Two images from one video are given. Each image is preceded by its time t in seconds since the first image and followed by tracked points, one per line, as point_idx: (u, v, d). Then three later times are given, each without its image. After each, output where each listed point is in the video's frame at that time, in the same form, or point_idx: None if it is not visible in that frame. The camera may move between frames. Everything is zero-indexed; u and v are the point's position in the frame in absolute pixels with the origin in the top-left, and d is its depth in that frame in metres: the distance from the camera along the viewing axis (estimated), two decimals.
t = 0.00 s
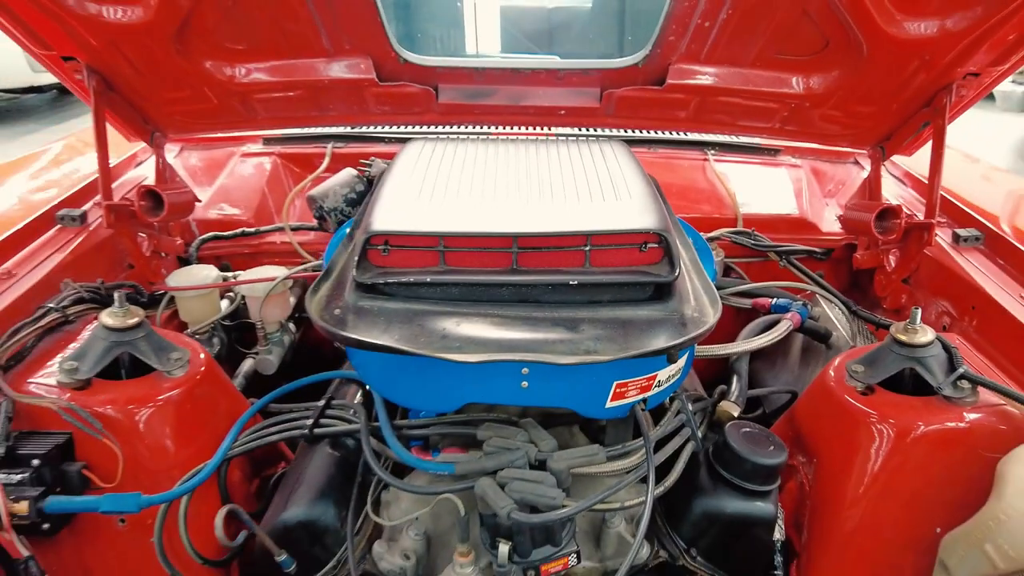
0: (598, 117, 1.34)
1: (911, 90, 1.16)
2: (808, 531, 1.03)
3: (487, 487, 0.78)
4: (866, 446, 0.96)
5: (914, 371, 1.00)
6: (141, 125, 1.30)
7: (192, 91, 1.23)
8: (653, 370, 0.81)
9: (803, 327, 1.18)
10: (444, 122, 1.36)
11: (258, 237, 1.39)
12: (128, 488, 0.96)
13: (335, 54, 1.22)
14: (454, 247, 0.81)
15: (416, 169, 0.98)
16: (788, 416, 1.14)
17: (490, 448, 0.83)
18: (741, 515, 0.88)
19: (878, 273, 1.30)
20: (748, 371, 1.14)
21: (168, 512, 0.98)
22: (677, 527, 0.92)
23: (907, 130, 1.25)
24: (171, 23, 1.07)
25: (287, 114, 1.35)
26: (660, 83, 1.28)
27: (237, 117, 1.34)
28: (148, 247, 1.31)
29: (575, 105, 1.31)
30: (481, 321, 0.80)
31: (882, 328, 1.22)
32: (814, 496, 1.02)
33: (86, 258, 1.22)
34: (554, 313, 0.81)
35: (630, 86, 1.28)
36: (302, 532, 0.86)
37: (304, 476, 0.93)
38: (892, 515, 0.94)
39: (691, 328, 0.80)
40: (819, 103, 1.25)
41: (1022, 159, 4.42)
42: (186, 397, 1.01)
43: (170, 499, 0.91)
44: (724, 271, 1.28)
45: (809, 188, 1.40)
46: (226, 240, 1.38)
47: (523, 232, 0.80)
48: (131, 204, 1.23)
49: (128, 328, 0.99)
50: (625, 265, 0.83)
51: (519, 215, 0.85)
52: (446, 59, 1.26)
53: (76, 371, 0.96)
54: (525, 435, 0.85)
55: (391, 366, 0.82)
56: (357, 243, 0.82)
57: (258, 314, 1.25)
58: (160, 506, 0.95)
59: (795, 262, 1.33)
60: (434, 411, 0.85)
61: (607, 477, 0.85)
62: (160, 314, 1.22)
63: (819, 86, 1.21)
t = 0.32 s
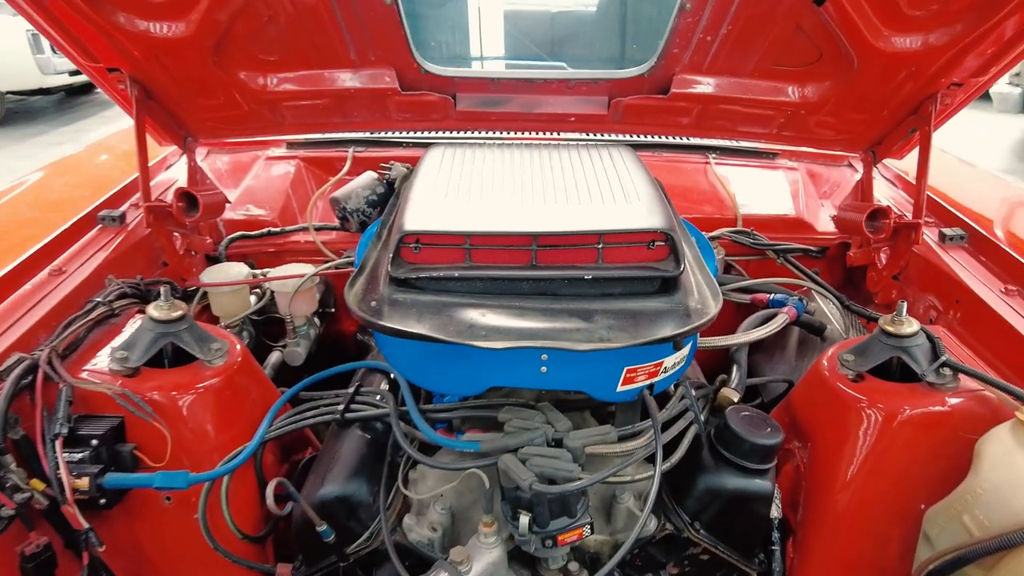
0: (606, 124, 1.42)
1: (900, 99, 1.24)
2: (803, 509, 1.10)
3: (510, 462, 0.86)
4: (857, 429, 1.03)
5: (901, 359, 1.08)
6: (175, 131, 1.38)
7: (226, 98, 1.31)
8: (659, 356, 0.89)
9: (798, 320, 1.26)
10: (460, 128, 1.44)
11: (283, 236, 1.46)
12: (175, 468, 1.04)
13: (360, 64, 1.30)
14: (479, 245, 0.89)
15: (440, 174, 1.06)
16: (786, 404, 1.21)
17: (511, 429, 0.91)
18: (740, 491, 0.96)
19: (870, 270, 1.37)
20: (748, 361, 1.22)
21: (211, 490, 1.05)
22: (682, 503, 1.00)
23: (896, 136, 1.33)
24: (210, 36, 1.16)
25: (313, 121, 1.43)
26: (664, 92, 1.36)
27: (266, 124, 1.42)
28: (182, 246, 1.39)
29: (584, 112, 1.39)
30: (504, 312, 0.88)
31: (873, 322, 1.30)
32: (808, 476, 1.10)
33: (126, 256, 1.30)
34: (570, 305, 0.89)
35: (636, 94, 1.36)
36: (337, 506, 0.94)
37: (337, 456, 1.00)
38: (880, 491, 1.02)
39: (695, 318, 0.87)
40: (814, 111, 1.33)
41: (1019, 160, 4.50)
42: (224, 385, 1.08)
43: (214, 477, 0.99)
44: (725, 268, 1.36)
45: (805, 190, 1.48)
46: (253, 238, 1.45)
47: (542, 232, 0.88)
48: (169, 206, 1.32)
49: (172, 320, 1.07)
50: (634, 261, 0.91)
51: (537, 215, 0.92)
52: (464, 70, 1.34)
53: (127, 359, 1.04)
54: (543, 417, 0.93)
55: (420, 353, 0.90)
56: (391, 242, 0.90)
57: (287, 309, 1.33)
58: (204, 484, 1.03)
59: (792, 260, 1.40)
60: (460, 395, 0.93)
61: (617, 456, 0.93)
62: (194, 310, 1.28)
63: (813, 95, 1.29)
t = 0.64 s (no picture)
0: (610, 128, 1.49)
1: (890, 105, 1.30)
2: (797, 495, 1.17)
3: (522, 446, 0.92)
4: (847, 417, 1.10)
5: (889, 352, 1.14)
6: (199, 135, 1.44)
7: (247, 104, 1.38)
8: (661, 348, 0.95)
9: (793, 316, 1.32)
10: (470, 132, 1.50)
11: (299, 236, 1.53)
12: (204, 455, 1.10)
13: (377, 72, 1.37)
14: (493, 244, 0.95)
15: (454, 176, 1.12)
16: (782, 395, 1.27)
17: (522, 415, 0.97)
18: (737, 474, 1.02)
19: (862, 268, 1.44)
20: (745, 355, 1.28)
21: (238, 475, 1.11)
22: (682, 486, 1.06)
23: (886, 140, 1.39)
24: (235, 46, 1.22)
25: (330, 125, 1.50)
26: (666, 98, 1.43)
27: (284, 128, 1.49)
28: (204, 245, 1.46)
29: (589, 118, 1.45)
30: (517, 306, 0.94)
31: (865, 317, 1.36)
32: (802, 463, 1.16)
33: (152, 255, 1.37)
34: (578, 300, 0.95)
35: (639, 101, 1.43)
36: (359, 488, 1.00)
37: (358, 443, 1.07)
38: (869, 476, 1.08)
39: (694, 312, 0.94)
40: (809, 116, 1.39)
41: (1015, 161, 4.56)
42: (250, 377, 1.14)
43: (242, 462, 1.05)
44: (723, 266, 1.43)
45: (801, 191, 1.54)
46: (271, 238, 1.52)
47: (552, 231, 0.95)
48: (194, 207, 1.38)
49: (201, 315, 1.12)
50: (638, 259, 0.97)
51: (547, 216, 0.99)
52: (475, 77, 1.40)
53: (159, 351, 1.10)
54: (552, 404, 1.00)
55: (437, 344, 0.96)
56: (411, 241, 0.97)
57: (306, 305, 1.39)
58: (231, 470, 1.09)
59: (788, 258, 1.47)
60: (474, 384, 0.99)
61: (621, 441, 1.00)
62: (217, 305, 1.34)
63: (807, 101, 1.36)
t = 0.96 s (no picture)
0: (614, 130, 1.55)
1: (881, 108, 1.37)
2: (792, 478, 1.23)
3: (533, 428, 0.99)
4: (839, 403, 1.16)
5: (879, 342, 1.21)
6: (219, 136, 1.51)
7: (267, 106, 1.45)
8: (662, 337, 1.01)
9: (789, 309, 1.38)
10: (480, 134, 1.57)
11: (315, 233, 1.59)
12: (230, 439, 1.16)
13: (392, 76, 1.43)
14: (505, 239, 1.01)
15: (467, 176, 1.19)
16: (778, 385, 1.33)
17: (533, 400, 1.04)
18: (735, 456, 1.08)
19: (855, 264, 1.50)
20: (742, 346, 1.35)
21: (262, 459, 1.16)
22: (683, 468, 1.12)
23: (878, 141, 1.46)
24: (258, 52, 1.29)
25: (345, 127, 1.56)
26: (667, 101, 1.49)
27: (301, 129, 1.55)
28: (225, 242, 1.52)
29: (594, 119, 1.52)
30: (528, 297, 1.00)
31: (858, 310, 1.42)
32: (797, 448, 1.22)
33: (176, 251, 1.43)
34: (585, 291, 1.01)
35: (641, 104, 1.49)
36: (379, 469, 1.06)
37: (377, 427, 1.13)
38: (860, 459, 1.14)
39: (694, 303, 1.00)
40: (804, 119, 1.45)
41: (1012, 161, 4.62)
42: (273, 366, 1.20)
43: (267, 446, 1.11)
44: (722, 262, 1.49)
45: (797, 190, 1.60)
46: (287, 235, 1.58)
47: (560, 227, 1.01)
48: (218, 205, 1.45)
49: (227, 307, 1.18)
50: (642, 253, 1.03)
51: (556, 213, 1.05)
52: (484, 82, 1.47)
53: (188, 341, 1.16)
54: (560, 390, 1.06)
55: (453, 334, 1.02)
56: (429, 236, 1.03)
57: (324, 299, 1.45)
58: (256, 453, 1.15)
59: (785, 255, 1.53)
60: (487, 371, 1.05)
61: (625, 425, 1.06)
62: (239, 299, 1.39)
63: (803, 104, 1.42)
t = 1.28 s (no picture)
0: (614, 128, 1.60)
1: (871, 106, 1.43)
2: (785, 459, 1.28)
3: (540, 407, 1.05)
4: (830, 387, 1.21)
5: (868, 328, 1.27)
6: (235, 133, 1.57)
7: (282, 104, 1.51)
8: (661, 321, 1.07)
9: (783, 299, 1.44)
10: (486, 131, 1.63)
11: (326, 227, 1.64)
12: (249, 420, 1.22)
13: (403, 76, 1.49)
14: (513, 229, 1.07)
15: (475, 170, 1.25)
16: (773, 371, 1.39)
17: (539, 381, 1.10)
18: (730, 435, 1.14)
19: (847, 256, 1.56)
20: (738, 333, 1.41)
21: (280, 440, 1.22)
22: (681, 447, 1.18)
23: (869, 138, 1.51)
24: (276, 52, 1.35)
25: (356, 124, 1.62)
26: (666, 99, 1.55)
27: (314, 127, 1.61)
28: (241, 235, 1.58)
29: (595, 117, 1.57)
30: (534, 283, 1.06)
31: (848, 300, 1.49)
32: (790, 430, 1.28)
33: (194, 243, 1.49)
34: (589, 279, 1.07)
35: (641, 102, 1.55)
36: (393, 447, 1.13)
37: (390, 408, 1.19)
38: (850, 439, 1.20)
39: (691, 289, 1.06)
40: (797, 116, 1.51)
41: (1007, 160, 4.68)
42: (289, 352, 1.25)
43: (286, 426, 1.16)
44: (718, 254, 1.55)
45: (791, 185, 1.66)
46: (300, 229, 1.64)
47: (565, 218, 1.07)
48: (235, 199, 1.51)
49: (246, 295, 1.24)
50: (642, 242, 1.09)
51: (560, 204, 1.11)
52: (491, 81, 1.53)
53: (210, 327, 1.22)
54: (564, 372, 1.12)
55: (463, 319, 1.08)
56: (441, 226, 1.09)
57: (337, 289, 1.51)
58: (275, 434, 1.20)
59: (779, 248, 1.59)
60: (495, 354, 1.10)
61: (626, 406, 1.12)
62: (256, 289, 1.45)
63: (795, 102, 1.48)
